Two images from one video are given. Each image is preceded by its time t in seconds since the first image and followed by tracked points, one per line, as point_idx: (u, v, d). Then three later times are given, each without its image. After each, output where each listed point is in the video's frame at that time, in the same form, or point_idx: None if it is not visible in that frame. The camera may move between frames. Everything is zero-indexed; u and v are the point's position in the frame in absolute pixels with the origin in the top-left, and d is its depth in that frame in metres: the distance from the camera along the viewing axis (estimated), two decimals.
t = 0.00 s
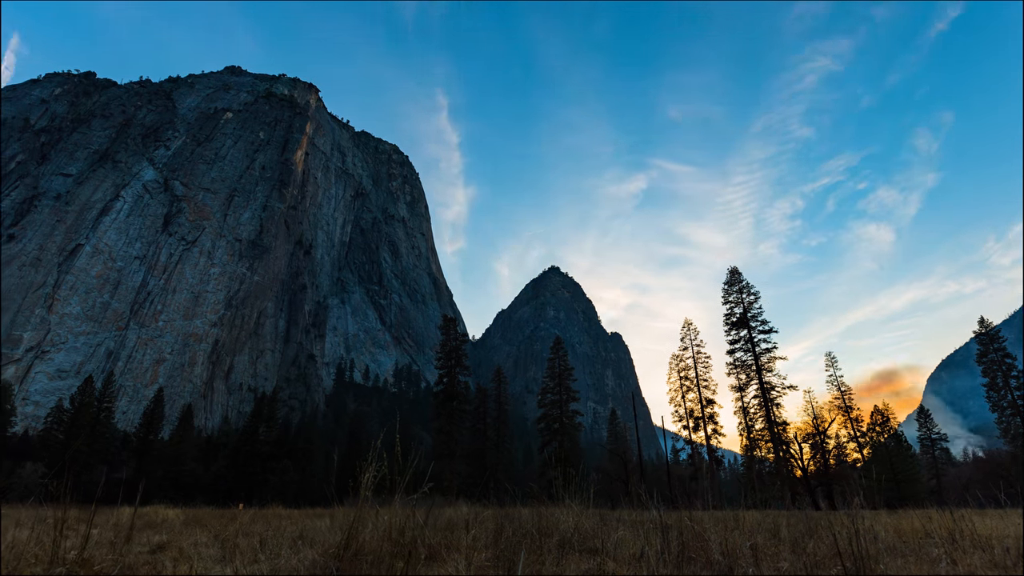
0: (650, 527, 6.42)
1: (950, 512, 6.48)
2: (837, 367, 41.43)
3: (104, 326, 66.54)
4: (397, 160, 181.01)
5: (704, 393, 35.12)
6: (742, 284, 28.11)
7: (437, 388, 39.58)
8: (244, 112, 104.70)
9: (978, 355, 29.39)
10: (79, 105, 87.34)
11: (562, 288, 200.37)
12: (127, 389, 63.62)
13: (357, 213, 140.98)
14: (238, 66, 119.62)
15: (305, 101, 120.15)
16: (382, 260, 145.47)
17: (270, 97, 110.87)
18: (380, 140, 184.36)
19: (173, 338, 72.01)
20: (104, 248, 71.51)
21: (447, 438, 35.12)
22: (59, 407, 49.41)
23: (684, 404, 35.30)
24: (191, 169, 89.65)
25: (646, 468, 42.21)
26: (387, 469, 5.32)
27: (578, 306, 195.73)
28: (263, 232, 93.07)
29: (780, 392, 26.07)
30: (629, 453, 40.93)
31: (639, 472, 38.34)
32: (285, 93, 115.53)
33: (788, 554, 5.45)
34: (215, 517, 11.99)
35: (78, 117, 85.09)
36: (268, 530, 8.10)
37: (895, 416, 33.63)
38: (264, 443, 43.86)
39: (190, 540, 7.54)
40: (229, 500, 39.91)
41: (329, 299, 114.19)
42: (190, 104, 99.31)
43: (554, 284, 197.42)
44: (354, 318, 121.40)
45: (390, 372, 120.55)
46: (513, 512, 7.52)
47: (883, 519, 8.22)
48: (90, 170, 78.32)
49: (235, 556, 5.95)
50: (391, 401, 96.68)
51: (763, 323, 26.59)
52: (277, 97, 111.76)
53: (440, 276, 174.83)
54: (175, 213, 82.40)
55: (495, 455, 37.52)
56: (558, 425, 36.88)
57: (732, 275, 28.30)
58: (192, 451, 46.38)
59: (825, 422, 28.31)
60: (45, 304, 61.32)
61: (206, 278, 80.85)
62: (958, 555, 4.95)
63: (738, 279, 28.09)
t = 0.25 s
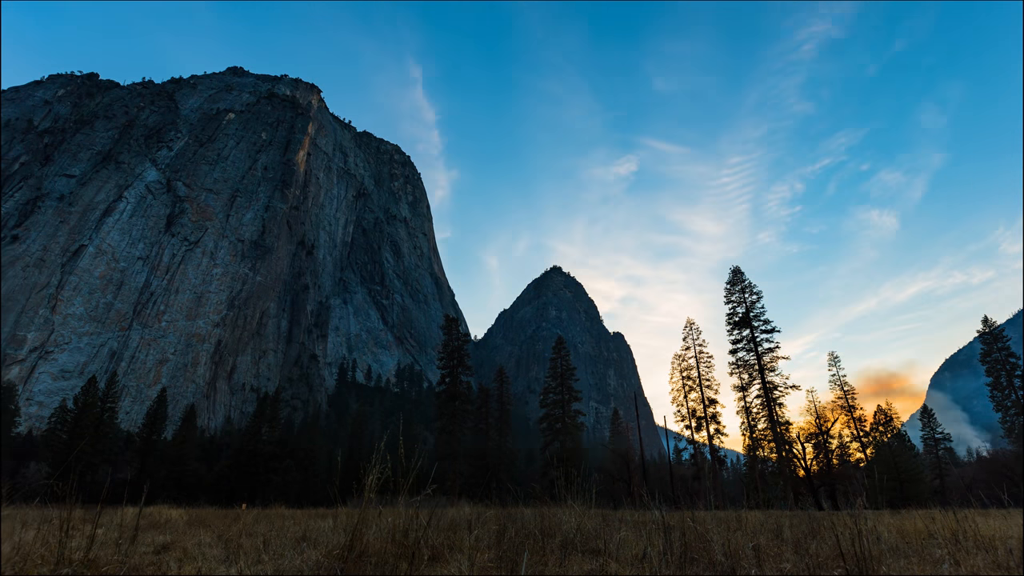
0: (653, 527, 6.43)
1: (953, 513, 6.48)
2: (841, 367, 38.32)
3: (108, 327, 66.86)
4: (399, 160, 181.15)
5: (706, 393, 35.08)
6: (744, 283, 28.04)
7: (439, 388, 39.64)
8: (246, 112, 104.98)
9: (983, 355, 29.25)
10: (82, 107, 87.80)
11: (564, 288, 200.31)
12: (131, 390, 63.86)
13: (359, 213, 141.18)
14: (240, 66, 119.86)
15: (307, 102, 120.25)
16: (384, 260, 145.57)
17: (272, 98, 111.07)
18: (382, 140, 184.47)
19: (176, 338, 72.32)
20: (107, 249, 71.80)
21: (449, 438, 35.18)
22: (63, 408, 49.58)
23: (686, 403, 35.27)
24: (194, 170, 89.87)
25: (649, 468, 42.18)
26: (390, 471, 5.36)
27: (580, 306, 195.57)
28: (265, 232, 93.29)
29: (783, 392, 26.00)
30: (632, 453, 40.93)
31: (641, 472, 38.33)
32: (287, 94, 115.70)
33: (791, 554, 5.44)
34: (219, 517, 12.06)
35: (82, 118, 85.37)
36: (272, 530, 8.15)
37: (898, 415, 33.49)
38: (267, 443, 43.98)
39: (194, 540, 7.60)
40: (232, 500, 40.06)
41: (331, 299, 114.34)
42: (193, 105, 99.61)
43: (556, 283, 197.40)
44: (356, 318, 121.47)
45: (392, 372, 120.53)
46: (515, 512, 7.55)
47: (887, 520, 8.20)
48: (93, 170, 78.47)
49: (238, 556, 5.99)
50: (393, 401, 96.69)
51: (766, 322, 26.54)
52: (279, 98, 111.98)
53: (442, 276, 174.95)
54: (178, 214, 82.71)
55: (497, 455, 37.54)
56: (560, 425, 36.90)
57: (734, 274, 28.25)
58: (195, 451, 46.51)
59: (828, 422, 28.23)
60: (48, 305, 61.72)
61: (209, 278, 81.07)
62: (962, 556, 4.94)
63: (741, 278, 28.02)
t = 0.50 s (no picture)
0: (655, 527, 6.44)
1: (956, 514, 6.50)
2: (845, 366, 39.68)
3: (111, 327, 67.24)
4: (400, 160, 181.39)
5: (708, 392, 35.07)
6: (746, 283, 28.05)
7: (441, 388, 39.79)
8: (248, 113, 105.29)
9: (986, 354, 29.16)
10: (85, 107, 87.30)
11: (566, 287, 200.38)
12: (134, 390, 64.11)
13: (360, 213, 141.50)
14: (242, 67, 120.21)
15: (309, 102, 120.48)
16: (386, 260, 145.81)
17: (274, 98, 111.36)
18: (384, 141, 184.71)
19: (179, 338, 72.59)
20: (110, 250, 72.06)
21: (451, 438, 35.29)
22: (67, 408, 49.78)
23: (688, 403, 35.26)
24: (196, 171, 90.16)
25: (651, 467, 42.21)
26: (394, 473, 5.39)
27: (582, 306, 195.63)
28: (267, 232, 93.56)
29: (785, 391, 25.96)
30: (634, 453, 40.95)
31: (643, 472, 38.34)
32: (289, 94, 115.95)
33: (793, 554, 5.45)
34: (222, 517, 12.12)
35: (85, 119, 85.66)
36: (275, 530, 8.20)
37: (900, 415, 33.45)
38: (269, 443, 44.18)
39: (198, 540, 7.64)
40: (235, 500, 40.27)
41: (333, 299, 114.60)
42: (195, 106, 99.94)
43: (558, 283, 197.51)
44: (358, 318, 121.61)
45: (394, 372, 120.60)
46: (517, 512, 7.58)
47: (889, 520, 8.20)
48: (96, 171, 78.53)
49: (243, 557, 6.04)
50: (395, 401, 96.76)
51: (768, 322, 26.52)
52: (281, 99, 112.26)
53: (443, 276, 175.15)
54: (180, 215, 83.04)
55: (499, 455, 37.61)
56: (562, 424, 36.96)
57: (737, 274, 28.23)
58: (198, 451, 46.68)
59: (830, 421, 28.19)
60: (53, 305, 61.86)
61: (211, 279, 81.37)
62: (966, 558, 4.92)
63: (743, 278, 28.00)
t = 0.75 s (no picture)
0: (658, 528, 6.45)
1: (959, 514, 6.49)
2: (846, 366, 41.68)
3: (115, 328, 67.47)
4: (402, 160, 181.58)
5: (711, 392, 35.03)
6: (749, 282, 28.03)
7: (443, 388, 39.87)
8: (250, 113, 105.58)
9: (990, 353, 29.02)
10: (88, 108, 87.25)
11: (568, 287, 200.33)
12: (137, 390, 64.33)
13: (362, 213, 141.74)
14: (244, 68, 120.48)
15: (311, 103, 120.68)
16: (388, 260, 145.94)
17: (276, 99, 111.60)
18: (386, 141, 184.97)
19: (182, 338, 72.84)
20: (113, 250, 72.31)
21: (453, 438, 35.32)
22: (71, 408, 49.86)
23: (691, 403, 35.24)
24: (198, 171, 90.42)
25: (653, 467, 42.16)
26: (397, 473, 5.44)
27: (584, 306, 195.51)
28: (270, 233, 93.75)
29: (788, 391, 25.91)
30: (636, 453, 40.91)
31: (646, 472, 38.32)
32: (292, 95, 116.16)
33: (796, 555, 5.46)
34: (226, 517, 12.14)
35: (87, 120, 85.81)
36: (279, 530, 8.24)
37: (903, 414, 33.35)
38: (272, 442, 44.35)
39: (202, 540, 7.68)
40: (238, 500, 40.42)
41: (335, 300, 114.78)
42: (197, 107, 100.24)
43: (560, 283, 197.45)
44: (360, 318, 121.75)
45: (396, 372, 120.68)
46: (520, 513, 7.60)
47: (891, 520, 8.21)
48: (99, 172, 78.44)
49: (246, 557, 6.07)
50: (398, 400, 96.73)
51: (771, 321, 26.48)
52: (283, 99, 112.50)
53: (445, 276, 175.21)
54: (183, 215, 83.32)
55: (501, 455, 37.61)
56: (565, 424, 36.96)
57: (739, 274, 28.19)
58: (201, 450, 46.80)
59: (833, 421, 28.11)
60: (56, 306, 61.85)
61: (214, 279, 81.64)
62: (969, 559, 4.92)
63: (745, 278, 27.98)
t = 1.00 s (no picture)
0: (660, 528, 6.45)
1: (962, 513, 6.49)
2: (848, 365, 42.34)
3: (118, 328, 67.73)
4: (404, 160, 181.76)
5: (713, 391, 34.97)
6: (751, 281, 27.97)
7: (445, 388, 39.90)
8: (252, 113, 105.83)
9: (993, 352, 28.91)
10: (91, 109, 87.98)
11: (570, 286, 200.36)
12: (141, 390, 64.57)
13: (364, 213, 141.91)
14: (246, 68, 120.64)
15: (312, 103, 120.90)
16: (390, 260, 146.10)
17: (278, 99, 111.82)
18: (387, 141, 185.12)
19: (185, 339, 73.03)
20: (116, 251, 72.60)
21: (456, 437, 35.34)
22: (75, 408, 50.01)
23: (693, 402, 35.20)
24: (201, 172, 90.65)
25: (655, 467, 42.10)
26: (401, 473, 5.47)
27: (586, 305, 195.50)
28: (272, 233, 93.90)
29: (790, 390, 25.84)
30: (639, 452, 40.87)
31: (648, 471, 38.30)
32: (293, 95, 116.31)
33: (799, 555, 5.46)
34: (228, 517, 12.12)
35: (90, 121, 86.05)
36: (282, 531, 8.26)
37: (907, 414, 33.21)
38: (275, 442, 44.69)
39: (206, 539, 7.68)
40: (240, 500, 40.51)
41: (337, 300, 114.95)
42: (200, 107, 100.50)
43: (561, 283, 197.48)
44: (362, 318, 121.91)
45: (399, 371, 120.76)
46: (522, 513, 7.61)
47: (894, 520, 8.19)
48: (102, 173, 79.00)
49: (249, 557, 6.07)
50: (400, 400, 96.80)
51: (773, 320, 26.41)
52: (285, 99, 112.71)
53: (447, 276, 175.36)
54: (185, 216, 83.59)
55: (503, 454, 37.61)
56: (567, 424, 36.90)
57: (741, 272, 28.12)
58: (204, 450, 46.93)
59: (836, 420, 28.05)
60: (61, 306, 61.92)
61: (216, 279, 81.91)
62: (973, 559, 4.91)
63: (748, 276, 27.90)
